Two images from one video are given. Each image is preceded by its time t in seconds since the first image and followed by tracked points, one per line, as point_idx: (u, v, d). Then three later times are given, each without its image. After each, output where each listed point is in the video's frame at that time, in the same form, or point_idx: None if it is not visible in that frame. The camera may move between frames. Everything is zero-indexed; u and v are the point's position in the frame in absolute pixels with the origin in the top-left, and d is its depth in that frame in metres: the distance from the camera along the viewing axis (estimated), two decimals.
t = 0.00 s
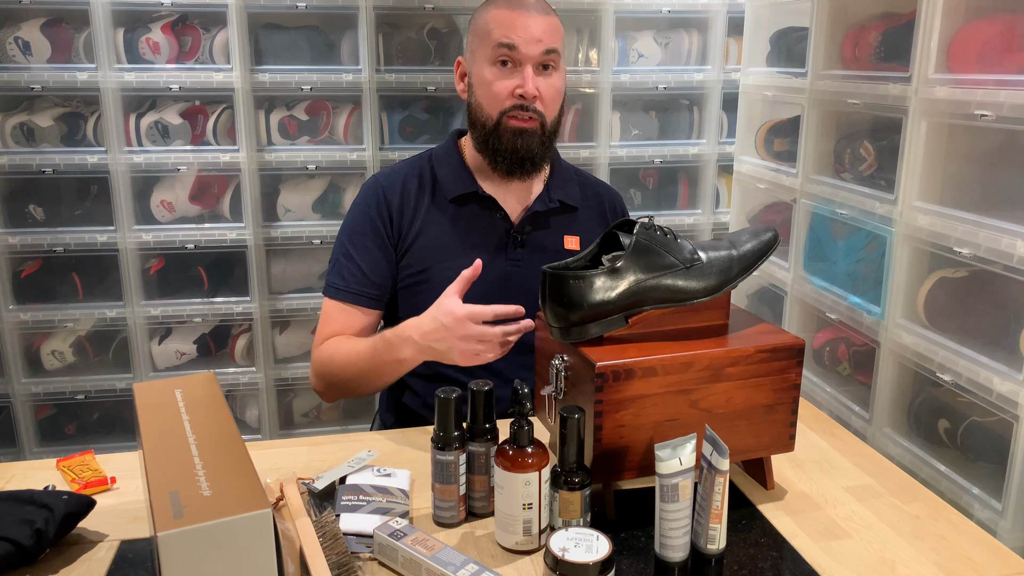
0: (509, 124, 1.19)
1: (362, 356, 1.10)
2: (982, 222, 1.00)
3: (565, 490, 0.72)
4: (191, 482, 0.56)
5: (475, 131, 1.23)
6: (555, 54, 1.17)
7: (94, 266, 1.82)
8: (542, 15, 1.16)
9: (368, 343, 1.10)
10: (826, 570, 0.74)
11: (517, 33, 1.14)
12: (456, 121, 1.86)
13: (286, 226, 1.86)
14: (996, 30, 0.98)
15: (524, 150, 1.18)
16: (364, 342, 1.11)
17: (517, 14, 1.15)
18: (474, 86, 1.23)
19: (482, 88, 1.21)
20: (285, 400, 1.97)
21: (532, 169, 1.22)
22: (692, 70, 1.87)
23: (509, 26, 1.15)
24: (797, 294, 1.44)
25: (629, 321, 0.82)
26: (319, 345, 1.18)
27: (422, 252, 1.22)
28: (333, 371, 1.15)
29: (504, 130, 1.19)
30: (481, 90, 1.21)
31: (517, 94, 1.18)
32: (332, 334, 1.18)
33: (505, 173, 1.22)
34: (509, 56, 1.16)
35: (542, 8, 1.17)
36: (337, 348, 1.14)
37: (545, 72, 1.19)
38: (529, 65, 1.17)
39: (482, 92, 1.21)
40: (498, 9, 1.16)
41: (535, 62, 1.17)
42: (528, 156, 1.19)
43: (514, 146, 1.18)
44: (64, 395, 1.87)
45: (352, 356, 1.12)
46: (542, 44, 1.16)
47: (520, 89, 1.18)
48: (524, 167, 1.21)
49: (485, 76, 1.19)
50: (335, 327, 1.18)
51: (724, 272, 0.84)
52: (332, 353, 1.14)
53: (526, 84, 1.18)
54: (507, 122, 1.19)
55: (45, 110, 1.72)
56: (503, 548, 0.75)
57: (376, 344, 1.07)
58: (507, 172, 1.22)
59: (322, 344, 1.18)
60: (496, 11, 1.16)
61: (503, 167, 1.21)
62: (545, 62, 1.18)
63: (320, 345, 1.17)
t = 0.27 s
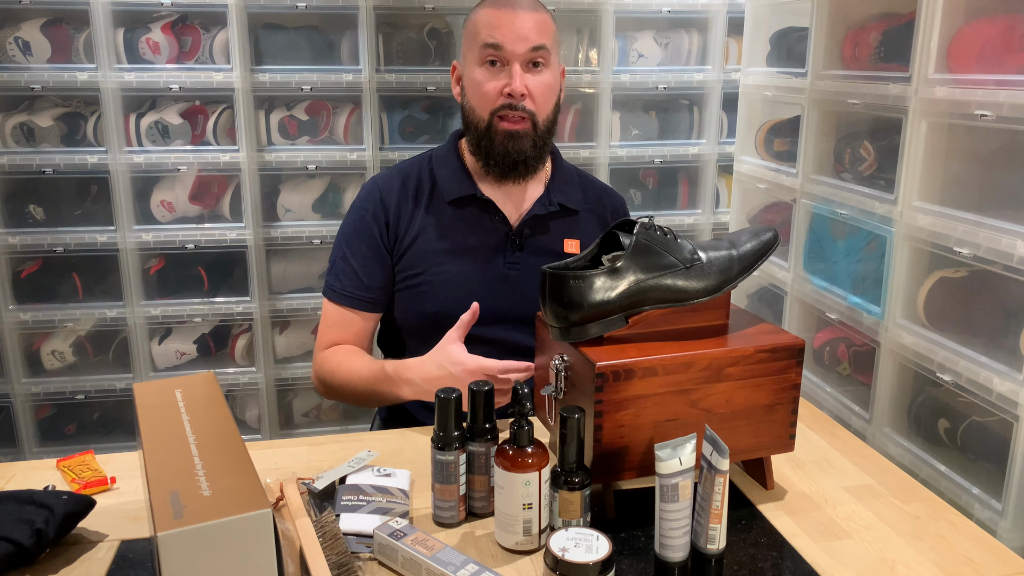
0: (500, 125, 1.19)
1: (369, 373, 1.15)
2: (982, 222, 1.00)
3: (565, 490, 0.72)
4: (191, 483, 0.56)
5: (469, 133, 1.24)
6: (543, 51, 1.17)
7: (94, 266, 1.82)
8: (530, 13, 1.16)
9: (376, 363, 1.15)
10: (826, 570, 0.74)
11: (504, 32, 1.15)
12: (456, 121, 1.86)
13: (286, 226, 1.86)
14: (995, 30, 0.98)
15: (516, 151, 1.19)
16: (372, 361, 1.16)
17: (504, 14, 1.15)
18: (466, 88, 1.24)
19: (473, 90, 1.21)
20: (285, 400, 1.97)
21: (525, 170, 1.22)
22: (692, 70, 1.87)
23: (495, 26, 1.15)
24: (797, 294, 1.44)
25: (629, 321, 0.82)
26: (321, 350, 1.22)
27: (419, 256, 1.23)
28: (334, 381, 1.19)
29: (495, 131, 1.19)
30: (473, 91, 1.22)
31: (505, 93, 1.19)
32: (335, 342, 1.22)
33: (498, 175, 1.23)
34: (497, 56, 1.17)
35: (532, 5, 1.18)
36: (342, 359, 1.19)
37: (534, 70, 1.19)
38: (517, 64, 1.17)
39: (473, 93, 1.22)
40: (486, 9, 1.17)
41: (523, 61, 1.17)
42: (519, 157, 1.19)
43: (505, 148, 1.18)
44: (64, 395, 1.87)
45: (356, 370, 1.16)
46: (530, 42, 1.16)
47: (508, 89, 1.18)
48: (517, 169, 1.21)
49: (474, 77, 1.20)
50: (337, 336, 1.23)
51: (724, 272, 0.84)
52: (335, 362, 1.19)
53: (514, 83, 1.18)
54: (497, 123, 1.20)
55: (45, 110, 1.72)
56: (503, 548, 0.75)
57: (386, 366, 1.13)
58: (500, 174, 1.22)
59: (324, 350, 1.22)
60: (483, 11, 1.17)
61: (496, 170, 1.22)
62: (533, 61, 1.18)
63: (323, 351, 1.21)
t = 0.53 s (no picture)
0: (494, 130, 1.20)
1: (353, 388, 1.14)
2: (982, 221, 1.00)
3: (565, 491, 0.72)
4: (191, 482, 0.56)
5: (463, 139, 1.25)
6: (534, 55, 1.17)
7: (94, 266, 1.82)
8: (521, 17, 1.15)
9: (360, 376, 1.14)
10: (826, 570, 0.74)
11: (494, 38, 1.15)
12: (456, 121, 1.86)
13: (286, 226, 1.86)
14: (995, 30, 0.98)
15: (510, 154, 1.19)
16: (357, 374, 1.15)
17: (495, 18, 1.15)
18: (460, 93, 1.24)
19: (465, 94, 1.21)
20: (285, 400, 1.97)
21: (520, 173, 1.23)
22: (692, 70, 1.87)
23: (486, 31, 1.15)
24: (797, 294, 1.44)
25: (629, 320, 0.83)
26: (319, 355, 1.23)
27: (416, 261, 1.23)
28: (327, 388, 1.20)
29: (488, 135, 1.20)
30: (466, 97, 1.22)
31: (498, 99, 1.19)
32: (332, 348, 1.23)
33: (493, 178, 1.24)
34: (488, 61, 1.17)
35: (524, 8, 1.17)
36: (335, 367, 1.19)
37: (526, 74, 1.19)
38: (508, 69, 1.17)
39: (465, 98, 1.22)
40: (477, 13, 1.17)
41: (514, 65, 1.17)
42: (514, 160, 1.20)
43: (499, 151, 1.19)
44: (64, 395, 1.87)
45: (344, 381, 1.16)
46: (521, 46, 1.16)
47: (500, 94, 1.18)
48: (511, 172, 1.22)
49: (466, 82, 1.20)
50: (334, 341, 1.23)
51: (724, 272, 0.84)
52: (328, 370, 1.19)
53: (506, 88, 1.18)
54: (490, 127, 1.20)
55: (45, 110, 1.72)
56: (503, 548, 0.75)
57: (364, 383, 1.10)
58: (495, 177, 1.23)
59: (322, 355, 1.23)
60: (474, 16, 1.16)
61: (490, 173, 1.23)
62: (525, 65, 1.18)
63: (319, 357, 1.22)
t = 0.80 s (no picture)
0: (484, 135, 1.20)
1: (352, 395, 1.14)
2: (982, 221, 1.00)
3: (565, 490, 0.72)
4: (191, 482, 0.56)
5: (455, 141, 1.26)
6: (524, 59, 1.16)
7: (94, 266, 1.82)
8: (509, 21, 1.15)
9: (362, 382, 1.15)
10: (826, 570, 0.74)
11: (483, 43, 1.14)
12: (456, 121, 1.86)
13: (286, 226, 1.86)
14: (995, 30, 0.98)
15: (499, 159, 1.21)
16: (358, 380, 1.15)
17: (483, 23, 1.14)
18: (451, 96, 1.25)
19: (455, 98, 1.22)
20: (285, 400, 1.97)
21: (510, 177, 1.24)
22: (692, 70, 1.87)
23: (474, 36, 1.15)
24: (797, 294, 1.44)
25: (629, 320, 0.83)
26: (316, 356, 1.24)
27: (411, 263, 1.23)
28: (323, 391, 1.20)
29: (477, 140, 1.21)
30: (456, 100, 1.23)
31: (486, 104, 1.19)
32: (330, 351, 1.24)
33: (483, 183, 1.25)
34: (477, 66, 1.17)
35: (514, 10, 1.16)
36: (333, 371, 1.20)
37: (515, 78, 1.18)
38: (497, 74, 1.17)
39: (456, 101, 1.22)
40: (466, 17, 1.16)
41: (503, 70, 1.17)
42: (503, 165, 1.21)
43: (488, 157, 1.20)
44: (64, 395, 1.87)
45: (342, 387, 1.17)
46: (510, 51, 1.15)
47: (489, 99, 1.18)
48: (501, 176, 1.23)
49: (456, 86, 1.20)
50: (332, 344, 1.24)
51: (724, 272, 0.84)
52: (326, 374, 1.20)
53: (494, 93, 1.18)
54: (479, 132, 1.21)
55: (45, 110, 1.72)
56: (503, 548, 0.75)
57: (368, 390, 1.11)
58: (485, 181, 1.25)
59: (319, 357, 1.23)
60: (462, 20, 1.16)
61: (480, 177, 1.24)
62: (514, 69, 1.17)
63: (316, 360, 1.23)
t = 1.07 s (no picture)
0: (486, 136, 1.20)
1: (359, 396, 1.16)
2: (982, 221, 1.00)
3: (565, 490, 0.72)
4: (191, 482, 0.56)
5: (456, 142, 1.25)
6: (527, 61, 1.17)
7: (94, 266, 1.82)
8: (512, 22, 1.15)
9: (368, 383, 1.16)
10: (826, 570, 0.74)
11: (486, 44, 1.15)
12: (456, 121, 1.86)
13: (286, 226, 1.86)
14: (995, 30, 0.98)
15: (500, 161, 1.20)
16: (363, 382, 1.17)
17: (486, 24, 1.14)
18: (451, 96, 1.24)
19: (457, 99, 1.22)
20: (285, 400, 1.97)
21: (511, 178, 1.24)
22: (692, 70, 1.87)
23: (478, 37, 1.15)
24: (797, 294, 1.44)
25: (629, 320, 0.82)
26: (316, 360, 1.24)
27: (411, 264, 1.23)
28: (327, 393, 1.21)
29: (479, 141, 1.20)
30: (458, 101, 1.22)
31: (489, 105, 1.19)
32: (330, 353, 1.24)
33: (484, 184, 1.25)
34: (480, 67, 1.17)
35: (515, 11, 1.16)
36: (336, 374, 1.21)
37: (518, 80, 1.18)
38: (501, 75, 1.17)
39: (457, 102, 1.22)
40: (468, 18, 1.16)
41: (506, 71, 1.17)
42: (504, 166, 1.21)
43: (490, 158, 1.20)
44: (64, 395, 1.87)
45: (348, 390, 1.18)
46: (513, 52, 1.15)
47: (492, 101, 1.18)
48: (502, 177, 1.23)
49: (458, 87, 1.20)
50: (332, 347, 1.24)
51: (724, 272, 0.84)
52: (329, 377, 1.21)
53: (497, 95, 1.18)
54: (481, 133, 1.20)
55: (45, 110, 1.72)
56: (503, 548, 0.75)
57: (375, 392, 1.13)
58: (486, 183, 1.25)
59: (319, 360, 1.24)
60: (465, 21, 1.16)
61: (481, 178, 1.24)
62: (517, 71, 1.17)
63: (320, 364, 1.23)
